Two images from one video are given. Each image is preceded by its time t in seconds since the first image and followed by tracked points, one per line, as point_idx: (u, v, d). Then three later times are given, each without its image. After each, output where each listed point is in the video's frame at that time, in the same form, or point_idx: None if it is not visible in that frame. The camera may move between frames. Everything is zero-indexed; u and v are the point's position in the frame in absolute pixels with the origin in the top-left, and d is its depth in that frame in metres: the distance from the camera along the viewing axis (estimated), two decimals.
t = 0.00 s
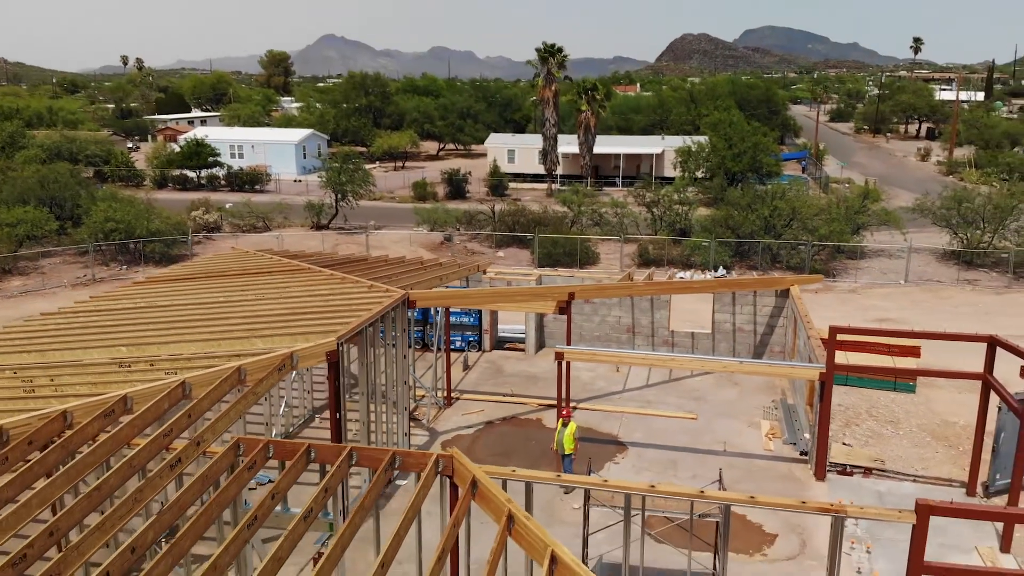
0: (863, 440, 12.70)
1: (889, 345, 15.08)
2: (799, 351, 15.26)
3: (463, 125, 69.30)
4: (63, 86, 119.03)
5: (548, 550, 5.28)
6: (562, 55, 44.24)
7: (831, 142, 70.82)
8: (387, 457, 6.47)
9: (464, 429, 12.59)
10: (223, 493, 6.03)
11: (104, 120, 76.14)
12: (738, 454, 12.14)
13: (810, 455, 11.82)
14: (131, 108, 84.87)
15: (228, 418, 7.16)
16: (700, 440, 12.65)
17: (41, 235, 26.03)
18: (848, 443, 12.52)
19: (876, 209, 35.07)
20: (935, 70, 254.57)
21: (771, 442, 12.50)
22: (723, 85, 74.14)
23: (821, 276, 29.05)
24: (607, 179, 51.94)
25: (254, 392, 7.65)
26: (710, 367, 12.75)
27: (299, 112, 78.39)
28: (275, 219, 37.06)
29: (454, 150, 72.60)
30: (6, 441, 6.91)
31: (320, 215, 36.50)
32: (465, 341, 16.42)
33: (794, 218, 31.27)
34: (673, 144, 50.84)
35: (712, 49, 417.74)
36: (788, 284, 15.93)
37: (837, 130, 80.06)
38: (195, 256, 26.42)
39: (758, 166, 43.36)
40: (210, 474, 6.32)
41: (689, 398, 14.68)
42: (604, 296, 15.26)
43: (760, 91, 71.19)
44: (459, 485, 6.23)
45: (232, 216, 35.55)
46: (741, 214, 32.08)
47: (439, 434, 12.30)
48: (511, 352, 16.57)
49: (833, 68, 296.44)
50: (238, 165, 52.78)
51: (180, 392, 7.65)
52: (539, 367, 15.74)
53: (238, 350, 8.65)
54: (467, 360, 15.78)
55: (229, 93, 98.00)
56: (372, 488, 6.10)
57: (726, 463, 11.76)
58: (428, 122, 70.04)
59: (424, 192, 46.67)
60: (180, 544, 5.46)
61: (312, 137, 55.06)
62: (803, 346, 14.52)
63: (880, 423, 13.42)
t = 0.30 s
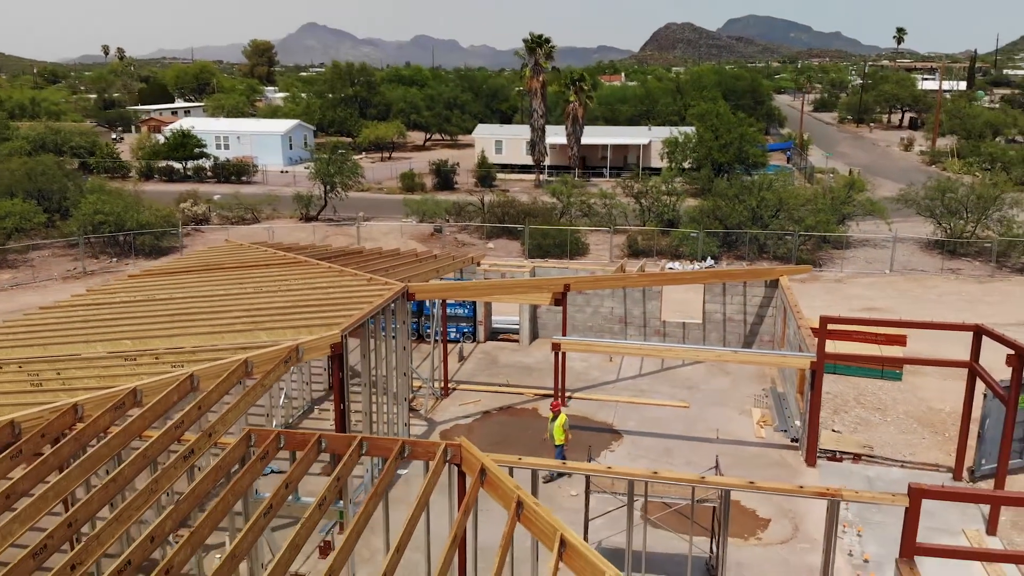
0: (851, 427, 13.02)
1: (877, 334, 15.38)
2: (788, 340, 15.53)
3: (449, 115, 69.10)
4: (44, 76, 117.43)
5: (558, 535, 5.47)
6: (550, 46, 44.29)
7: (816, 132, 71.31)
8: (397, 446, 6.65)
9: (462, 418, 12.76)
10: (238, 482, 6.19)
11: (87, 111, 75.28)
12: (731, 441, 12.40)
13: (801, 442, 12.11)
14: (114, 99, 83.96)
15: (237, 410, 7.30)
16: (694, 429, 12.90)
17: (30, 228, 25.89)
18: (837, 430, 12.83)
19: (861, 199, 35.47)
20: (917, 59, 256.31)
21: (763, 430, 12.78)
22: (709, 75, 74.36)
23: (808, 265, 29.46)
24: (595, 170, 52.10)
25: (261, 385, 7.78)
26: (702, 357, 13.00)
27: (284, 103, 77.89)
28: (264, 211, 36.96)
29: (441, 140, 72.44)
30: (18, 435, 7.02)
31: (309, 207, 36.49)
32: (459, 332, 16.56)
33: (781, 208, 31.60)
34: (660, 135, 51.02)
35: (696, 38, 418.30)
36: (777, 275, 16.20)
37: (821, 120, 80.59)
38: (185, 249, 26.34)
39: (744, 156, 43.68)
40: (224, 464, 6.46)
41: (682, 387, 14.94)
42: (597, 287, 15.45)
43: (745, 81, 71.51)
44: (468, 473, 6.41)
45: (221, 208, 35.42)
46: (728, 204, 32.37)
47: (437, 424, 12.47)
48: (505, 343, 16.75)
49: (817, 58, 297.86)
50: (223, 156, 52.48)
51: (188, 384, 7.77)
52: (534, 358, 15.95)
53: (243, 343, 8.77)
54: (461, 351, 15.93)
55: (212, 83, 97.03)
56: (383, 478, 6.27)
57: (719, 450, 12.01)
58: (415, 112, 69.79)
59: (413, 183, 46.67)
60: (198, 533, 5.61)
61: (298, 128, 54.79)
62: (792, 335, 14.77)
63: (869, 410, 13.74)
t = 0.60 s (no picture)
0: (840, 413, 13.33)
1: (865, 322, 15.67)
2: (778, 329, 15.79)
3: (436, 106, 68.88)
4: (22, 66, 115.64)
5: (567, 519, 5.65)
6: (538, 36, 44.27)
7: (800, 122, 71.74)
8: (406, 436, 6.80)
9: (460, 408, 12.94)
10: (252, 472, 6.33)
11: (69, 102, 74.40)
12: (724, 428, 12.65)
13: (792, 429, 12.39)
14: (95, 89, 82.95)
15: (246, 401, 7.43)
16: (687, 416, 13.15)
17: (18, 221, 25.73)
18: (827, 417, 13.14)
19: (847, 189, 35.84)
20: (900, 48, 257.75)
21: (755, 417, 13.05)
22: (695, 65, 74.50)
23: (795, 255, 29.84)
24: (582, 161, 52.22)
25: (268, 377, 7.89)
26: (695, 346, 13.24)
27: (269, 93, 77.29)
28: (252, 203, 36.86)
29: (428, 130, 72.23)
30: (30, 427, 7.12)
31: (298, 198, 36.43)
32: (454, 323, 16.73)
33: (768, 199, 31.91)
34: (647, 125, 51.18)
35: (681, 27, 418.00)
36: (768, 265, 16.44)
37: (805, 109, 81.03)
38: (175, 241, 26.30)
39: (730, 147, 43.96)
40: (237, 454, 6.60)
41: (674, 375, 15.19)
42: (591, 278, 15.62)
43: (730, 71, 71.76)
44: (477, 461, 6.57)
45: (209, 200, 35.28)
46: (716, 195, 32.61)
47: (436, 414, 12.64)
48: (499, 333, 16.94)
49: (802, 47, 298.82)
50: (209, 147, 52.11)
51: (196, 376, 7.87)
52: (529, 348, 16.14)
53: (248, 336, 8.87)
54: (457, 342, 16.10)
55: (195, 73, 96.07)
56: (394, 466, 6.42)
57: (713, 437, 12.27)
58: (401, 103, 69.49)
59: (401, 174, 46.61)
60: (215, 521, 5.75)
61: (285, 119, 54.48)
62: (782, 324, 15.04)
63: (857, 397, 14.06)
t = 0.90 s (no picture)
0: (831, 400, 13.62)
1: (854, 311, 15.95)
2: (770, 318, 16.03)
3: (422, 96, 68.62)
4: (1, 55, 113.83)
5: (577, 504, 5.84)
6: (525, 26, 44.22)
7: (786, 112, 72.14)
8: (416, 425, 6.95)
9: (458, 398, 13.11)
10: (267, 461, 6.46)
11: (51, 92, 73.55)
12: (718, 416, 12.90)
13: (785, 416, 12.65)
14: (77, 79, 82.00)
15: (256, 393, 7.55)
16: (682, 404, 13.37)
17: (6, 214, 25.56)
18: (818, 404, 13.42)
19: (833, 179, 36.18)
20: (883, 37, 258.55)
21: (747, 404, 13.31)
22: (681, 55, 74.58)
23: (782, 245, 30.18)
24: (570, 151, 52.28)
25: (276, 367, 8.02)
26: (689, 335, 13.47)
27: (254, 83, 76.69)
28: (241, 194, 36.74)
29: (415, 120, 71.99)
30: (43, 420, 7.20)
31: (287, 189, 36.33)
32: (449, 314, 16.89)
33: (756, 189, 32.18)
34: (634, 116, 51.29)
35: (666, 16, 417.60)
36: (759, 255, 16.67)
37: (790, 99, 81.43)
38: (166, 233, 26.25)
39: (717, 137, 44.20)
40: (250, 444, 6.73)
41: (668, 364, 15.41)
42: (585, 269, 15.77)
43: (716, 61, 71.96)
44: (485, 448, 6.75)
45: (198, 192, 35.13)
46: (705, 185, 32.84)
47: (435, 405, 12.80)
48: (494, 324, 17.10)
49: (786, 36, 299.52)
50: (195, 138, 51.74)
51: (205, 368, 7.99)
52: (524, 338, 16.32)
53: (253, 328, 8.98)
54: (453, 333, 16.26)
55: (178, 63, 95.00)
56: (405, 455, 6.58)
57: (707, 425, 12.50)
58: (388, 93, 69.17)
59: (389, 165, 46.54)
60: (233, 510, 5.88)
61: (271, 109, 54.17)
62: (773, 313, 15.29)
63: (846, 384, 14.36)
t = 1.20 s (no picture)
0: (823, 388, 13.90)
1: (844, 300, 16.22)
2: (761, 308, 16.28)
3: (410, 86, 68.35)
4: None
5: (587, 488, 6.02)
6: (514, 17, 44.13)
7: (772, 102, 72.48)
8: (426, 414, 7.11)
9: (458, 388, 13.27)
10: (281, 451, 6.59)
11: (33, 83, 72.67)
12: (713, 403, 13.14)
13: (778, 404, 12.91)
14: (60, 69, 81.03)
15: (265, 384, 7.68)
16: (677, 392, 13.60)
17: None
18: (810, 391, 13.70)
19: (821, 169, 36.50)
20: (868, 26, 259.40)
21: (742, 392, 13.56)
22: (667, 44, 74.64)
23: (771, 235, 30.50)
24: (558, 142, 52.30)
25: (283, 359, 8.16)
26: (684, 325, 13.68)
27: (239, 74, 76.09)
28: (230, 186, 36.63)
29: (402, 111, 71.74)
30: (56, 412, 7.30)
31: (277, 180, 36.24)
32: (446, 305, 17.05)
33: (745, 180, 32.44)
34: (623, 106, 51.39)
35: (652, 5, 417.03)
36: (751, 246, 16.89)
37: (775, 89, 81.77)
38: (157, 225, 26.17)
39: (705, 127, 44.42)
40: (264, 434, 6.87)
41: (662, 353, 15.63)
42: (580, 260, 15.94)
43: (702, 52, 72.10)
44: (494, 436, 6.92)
45: (187, 183, 34.99)
46: (694, 176, 33.05)
47: (435, 395, 12.96)
48: (490, 315, 17.27)
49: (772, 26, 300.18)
50: (181, 129, 51.37)
51: (214, 360, 8.09)
52: (520, 329, 16.50)
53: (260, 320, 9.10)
54: (449, 325, 16.41)
55: (162, 52, 93.91)
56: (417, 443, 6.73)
57: (703, 412, 12.74)
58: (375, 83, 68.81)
59: (378, 156, 46.46)
60: (252, 498, 6.03)
61: (258, 100, 53.85)
62: (766, 302, 15.52)
63: (837, 371, 14.66)
